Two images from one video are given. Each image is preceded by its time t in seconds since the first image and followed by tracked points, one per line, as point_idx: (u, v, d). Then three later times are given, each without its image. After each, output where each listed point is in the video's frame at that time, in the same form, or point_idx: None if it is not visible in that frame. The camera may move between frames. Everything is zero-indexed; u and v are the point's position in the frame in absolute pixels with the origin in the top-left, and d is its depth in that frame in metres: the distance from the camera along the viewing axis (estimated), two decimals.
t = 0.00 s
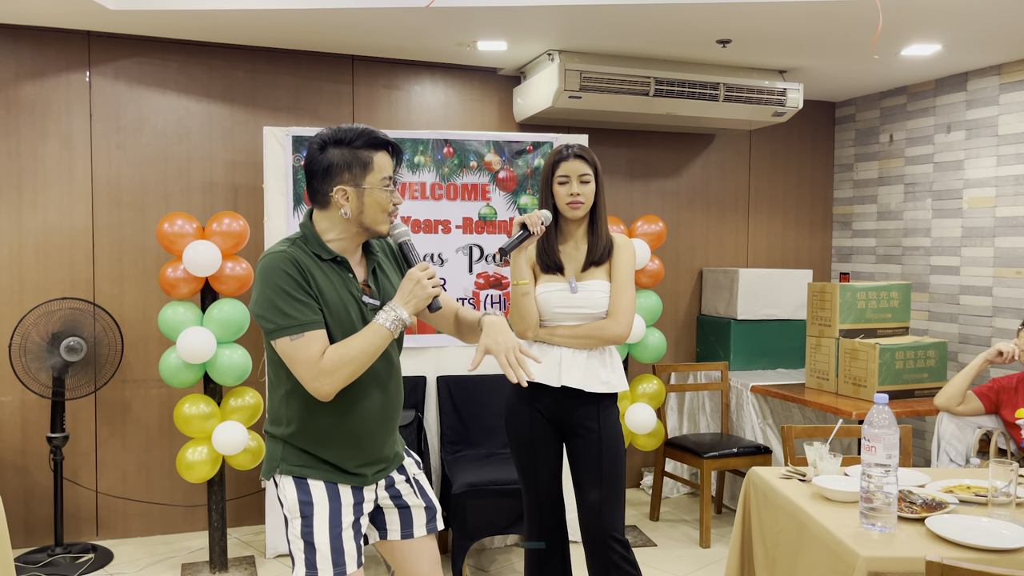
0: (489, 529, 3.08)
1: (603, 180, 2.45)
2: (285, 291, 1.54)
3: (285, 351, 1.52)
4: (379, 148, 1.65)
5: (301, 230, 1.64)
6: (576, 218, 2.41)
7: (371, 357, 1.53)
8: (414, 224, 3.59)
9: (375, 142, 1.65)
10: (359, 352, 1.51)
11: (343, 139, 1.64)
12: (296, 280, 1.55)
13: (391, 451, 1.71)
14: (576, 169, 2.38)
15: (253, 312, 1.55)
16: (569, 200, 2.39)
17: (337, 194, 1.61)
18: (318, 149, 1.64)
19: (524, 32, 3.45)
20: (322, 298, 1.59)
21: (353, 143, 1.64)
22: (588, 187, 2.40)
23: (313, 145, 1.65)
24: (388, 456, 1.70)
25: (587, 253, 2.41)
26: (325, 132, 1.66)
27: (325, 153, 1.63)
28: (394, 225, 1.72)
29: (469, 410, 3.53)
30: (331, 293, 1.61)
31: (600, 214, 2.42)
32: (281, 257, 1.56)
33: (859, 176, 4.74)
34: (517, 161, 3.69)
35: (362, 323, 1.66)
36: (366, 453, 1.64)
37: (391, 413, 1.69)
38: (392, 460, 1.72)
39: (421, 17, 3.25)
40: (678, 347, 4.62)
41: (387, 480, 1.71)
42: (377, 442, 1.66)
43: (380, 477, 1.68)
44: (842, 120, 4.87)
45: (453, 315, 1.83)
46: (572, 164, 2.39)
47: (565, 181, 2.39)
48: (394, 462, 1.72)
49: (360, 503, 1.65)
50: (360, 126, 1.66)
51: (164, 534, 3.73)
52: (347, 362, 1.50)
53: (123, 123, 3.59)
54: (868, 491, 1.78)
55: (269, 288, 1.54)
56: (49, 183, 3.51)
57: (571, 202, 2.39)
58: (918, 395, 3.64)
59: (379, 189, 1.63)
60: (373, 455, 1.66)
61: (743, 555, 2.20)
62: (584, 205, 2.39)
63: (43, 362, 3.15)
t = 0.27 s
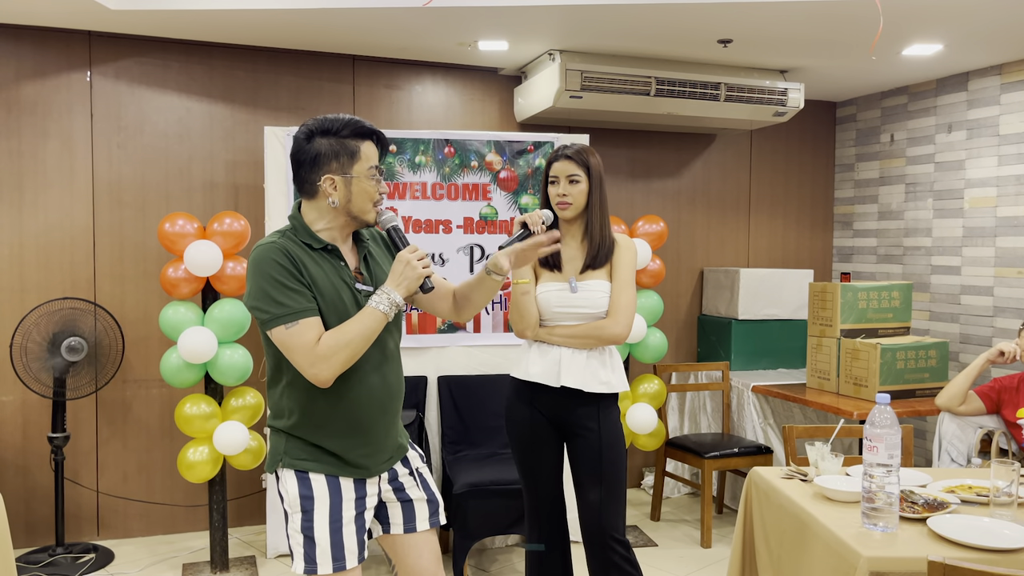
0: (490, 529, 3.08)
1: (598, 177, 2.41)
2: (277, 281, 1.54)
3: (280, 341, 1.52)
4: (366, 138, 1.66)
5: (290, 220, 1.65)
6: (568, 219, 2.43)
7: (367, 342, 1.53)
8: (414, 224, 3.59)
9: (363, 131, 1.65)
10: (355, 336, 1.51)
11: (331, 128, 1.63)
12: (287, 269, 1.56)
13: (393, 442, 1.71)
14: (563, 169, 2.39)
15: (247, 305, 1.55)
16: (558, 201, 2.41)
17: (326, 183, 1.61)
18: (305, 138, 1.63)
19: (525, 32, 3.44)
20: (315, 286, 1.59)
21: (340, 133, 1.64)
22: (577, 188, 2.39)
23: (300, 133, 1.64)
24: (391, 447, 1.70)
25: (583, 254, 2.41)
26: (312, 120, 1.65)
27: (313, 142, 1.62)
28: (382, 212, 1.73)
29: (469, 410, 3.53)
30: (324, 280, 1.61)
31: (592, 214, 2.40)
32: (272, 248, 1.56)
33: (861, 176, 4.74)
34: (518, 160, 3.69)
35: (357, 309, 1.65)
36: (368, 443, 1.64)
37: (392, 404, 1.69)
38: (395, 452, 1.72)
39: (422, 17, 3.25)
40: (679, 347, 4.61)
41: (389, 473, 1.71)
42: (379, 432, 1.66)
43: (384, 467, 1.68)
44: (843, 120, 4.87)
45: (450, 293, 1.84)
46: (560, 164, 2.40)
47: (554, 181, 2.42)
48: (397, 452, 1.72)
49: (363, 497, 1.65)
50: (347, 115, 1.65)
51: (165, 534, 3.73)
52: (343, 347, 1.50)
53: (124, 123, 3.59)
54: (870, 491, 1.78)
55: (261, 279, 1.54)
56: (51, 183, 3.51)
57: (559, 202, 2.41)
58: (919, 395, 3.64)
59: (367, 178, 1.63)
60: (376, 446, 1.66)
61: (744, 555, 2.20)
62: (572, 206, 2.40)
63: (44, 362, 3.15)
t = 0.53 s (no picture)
0: (491, 529, 3.08)
1: (597, 176, 2.41)
2: (275, 286, 1.54)
3: (279, 345, 1.53)
4: (368, 147, 1.66)
5: (288, 227, 1.64)
6: (567, 220, 2.42)
7: (366, 347, 1.55)
8: (415, 224, 3.60)
9: (365, 141, 1.65)
10: (353, 342, 1.53)
11: (333, 138, 1.63)
12: (286, 274, 1.56)
13: (394, 442, 1.71)
14: (560, 171, 2.39)
15: (247, 310, 1.56)
16: (557, 202, 2.41)
17: (330, 193, 1.61)
18: (307, 147, 1.62)
19: (527, 32, 3.45)
20: (314, 290, 1.59)
21: (343, 142, 1.63)
22: (575, 188, 2.39)
23: (301, 141, 1.63)
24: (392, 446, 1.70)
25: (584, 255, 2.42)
26: (313, 128, 1.64)
27: (315, 152, 1.61)
28: (382, 221, 1.71)
29: (470, 410, 3.53)
30: (323, 285, 1.61)
31: (592, 214, 2.41)
32: (271, 253, 1.57)
33: (861, 176, 4.74)
34: (519, 161, 3.69)
35: (355, 313, 1.65)
36: (369, 443, 1.64)
37: (393, 404, 1.70)
38: (397, 451, 1.72)
39: (423, 17, 3.25)
40: (680, 347, 4.61)
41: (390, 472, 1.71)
42: (380, 432, 1.66)
43: (385, 467, 1.68)
44: (844, 120, 4.87)
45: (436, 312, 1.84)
46: (558, 166, 2.40)
47: (553, 183, 2.42)
48: (398, 452, 1.73)
49: (363, 495, 1.65)
50: (349, 124, 1.65)
51: (166, 534, 3.73)
52: (343, 353, 1.52)
53: (126, 123, 3.59)
54: (872, 491, 1.78)
55: (260, 284, 1.55)
56: (52, 183, 3.51)
57: (557, 204, 2.41)
58: (920, 395, 3.64)
59: (369, 187, 1.64)
60: (377, 445, 1.66)
61: (745, 555, 2.20)
62: (570, 207, 2.39)
63: (46, 362, 3.15)
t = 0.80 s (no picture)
0: (491, 529, 3.09)
1: (598, 175, 2.41)
2: (282, 281, 1.55)
3: (284, 340, 1.54)
4: (372, 147, 1.67)
5: (298, 225, 1.65)
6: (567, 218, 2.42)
7: (369, 342, 1.55)
8: (416, 224, 3.60)
9: (371, 141, 1.66)
10: (358, 336, 1.53)
11: (339, 138, 1.64)
12: (292, 270, 1.57)
13: (397, 440, 1.71)
14: (560, 168, 2.40)
15: (253, 304, 1.57)
16: (556, 199, 2.42)
17: (335, 191, 1.62)
18: (314, 148, 1.63)
19: (528, 32, 3.45)
20: (320, 287, 1.60)
21: (348, 142, 1.64)
22: (575, 186, 2.39)
23: (307, 142, 1.65)
24: (395, 444, 1.70)
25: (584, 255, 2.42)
26: (319, 130, 1.66)
27: (321, 152, 1.62)
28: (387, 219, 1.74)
29: (471, 410, 3.54)
30: (329, 282, 1.62)
31: (591, 212, 2.40)
32: (278, 249, 1.57)
33: (862, 176, 4.74)
34: (520, 161, 3.69)
35: (360, 310, 1.66)
36: (372, 439, 1.65)
37: (397, 402, 1.70)
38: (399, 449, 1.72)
39: (424, 17, 3.25)
40: (681, 347, 4.62)
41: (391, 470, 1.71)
42: (383, 429, 1.67)
43: (388, 463, 1.68)
44: (844, 120, 4.87)
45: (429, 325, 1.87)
46: (558, 164, 2.41)
47: (552, 180, 2.42)
48: (401, 450, 1.73)
49: (365, 491, 1.66)
50: (354, 125, 1.66)
51: (167, 534, 3.73)
52: (346, 347, 1.52)
53: (127, 123, 3.60)
54: (873, 491, 1.78)
55: (266, 279, 1.55)
56: (53, 183, 3.51)
57: (557, 200, 2.41)
58: (921, 395, 3.65)
59: (375, 186, 1.64)
60: (380, 442, 1.66)
61: (746, 555, 2.20)
62: (569, 204, 2.40)
63: (47, 361, 3.16)
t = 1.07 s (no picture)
0: (492, 529, 3.09)
1: (598, 176, 2.41)
2: (291, 270, 1.59)
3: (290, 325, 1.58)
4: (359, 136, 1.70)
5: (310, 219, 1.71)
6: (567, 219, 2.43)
7: (371, 329, 1.57)
8: (417, 225, 3.60)
9: (356, 129, 1.70)
10: (358, 323, 1.55)
11: (326, 132, 1.71)
12: (302, 260, 1.61)
13: (401, 432, 1.74)
14: (560, 169, 2.40)
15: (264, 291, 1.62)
16: (556, 200, 2.42)
17: (322, 182, 1.68)
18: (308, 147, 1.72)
19: (529, 33, 3.45)
20: (328, 277, 1.64)
21: (334, 133, 1.70)
22: (574, 187, 2.40)
23: (306, 143, 1.75)
24: (399, 436, 1.73)
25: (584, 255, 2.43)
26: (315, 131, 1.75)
27: (312, 149, 1.71)
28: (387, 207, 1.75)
29: (472, 410, 3.54)
30: (338, 273, 1.65)
31: (591, 213, 2.41)
32: (290, 239, 1.62)
33: (863, 176, 4.75)
34: (521, 162, 3.70)
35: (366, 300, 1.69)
36: (377, 430, 1.67)
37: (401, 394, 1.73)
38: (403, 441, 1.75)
39: (426, 18, 3.26)
40: (681, 347, 4.62)
41: (390, 465, 1.73)
42: (388, 420, 1.69)
43: (390, 455, 1.70)
44: (845, 121, 4.87)
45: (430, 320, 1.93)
46: (559, 165, 2.41)
47: (552, 181, 2.43)
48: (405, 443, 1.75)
49: (365, 484, 1.68)
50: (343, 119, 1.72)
51: (168, 534, 3.74)
52: (347, 332, 1.54)
53: (128, 124, 3.60)
54: (874, 492, 1.79)
55: (277, 267, 1.60)
56: (55, 184, 3.52)
57: (557, 201, 2.41)
58: (921, 396, 3.65)
59: (357, 171, 1.66)
60: (385, 433, 1.69)
61: (747, 555, 2.21)
62: (569, 206, 2.40)
63: (49, 362, 3.16)
